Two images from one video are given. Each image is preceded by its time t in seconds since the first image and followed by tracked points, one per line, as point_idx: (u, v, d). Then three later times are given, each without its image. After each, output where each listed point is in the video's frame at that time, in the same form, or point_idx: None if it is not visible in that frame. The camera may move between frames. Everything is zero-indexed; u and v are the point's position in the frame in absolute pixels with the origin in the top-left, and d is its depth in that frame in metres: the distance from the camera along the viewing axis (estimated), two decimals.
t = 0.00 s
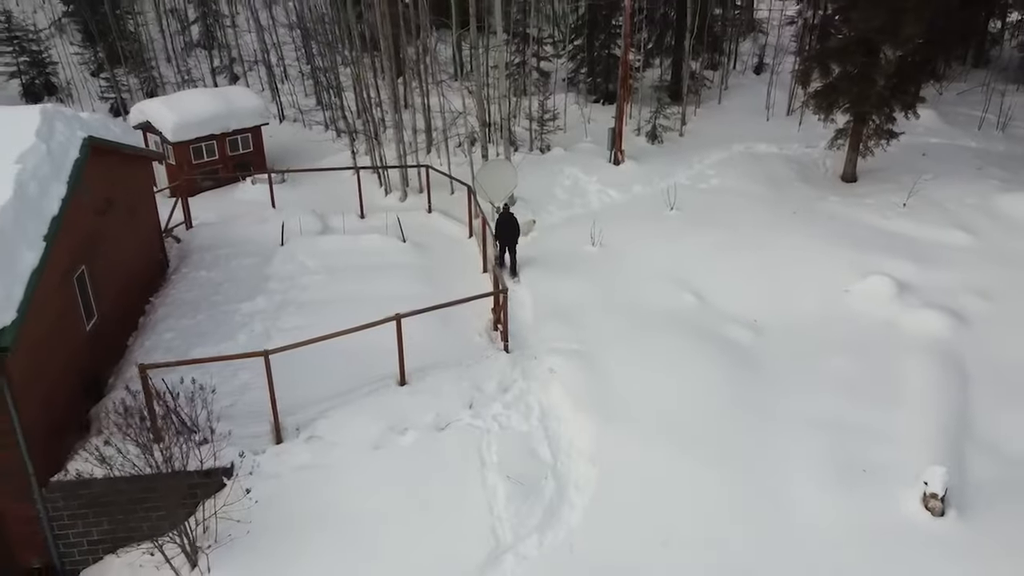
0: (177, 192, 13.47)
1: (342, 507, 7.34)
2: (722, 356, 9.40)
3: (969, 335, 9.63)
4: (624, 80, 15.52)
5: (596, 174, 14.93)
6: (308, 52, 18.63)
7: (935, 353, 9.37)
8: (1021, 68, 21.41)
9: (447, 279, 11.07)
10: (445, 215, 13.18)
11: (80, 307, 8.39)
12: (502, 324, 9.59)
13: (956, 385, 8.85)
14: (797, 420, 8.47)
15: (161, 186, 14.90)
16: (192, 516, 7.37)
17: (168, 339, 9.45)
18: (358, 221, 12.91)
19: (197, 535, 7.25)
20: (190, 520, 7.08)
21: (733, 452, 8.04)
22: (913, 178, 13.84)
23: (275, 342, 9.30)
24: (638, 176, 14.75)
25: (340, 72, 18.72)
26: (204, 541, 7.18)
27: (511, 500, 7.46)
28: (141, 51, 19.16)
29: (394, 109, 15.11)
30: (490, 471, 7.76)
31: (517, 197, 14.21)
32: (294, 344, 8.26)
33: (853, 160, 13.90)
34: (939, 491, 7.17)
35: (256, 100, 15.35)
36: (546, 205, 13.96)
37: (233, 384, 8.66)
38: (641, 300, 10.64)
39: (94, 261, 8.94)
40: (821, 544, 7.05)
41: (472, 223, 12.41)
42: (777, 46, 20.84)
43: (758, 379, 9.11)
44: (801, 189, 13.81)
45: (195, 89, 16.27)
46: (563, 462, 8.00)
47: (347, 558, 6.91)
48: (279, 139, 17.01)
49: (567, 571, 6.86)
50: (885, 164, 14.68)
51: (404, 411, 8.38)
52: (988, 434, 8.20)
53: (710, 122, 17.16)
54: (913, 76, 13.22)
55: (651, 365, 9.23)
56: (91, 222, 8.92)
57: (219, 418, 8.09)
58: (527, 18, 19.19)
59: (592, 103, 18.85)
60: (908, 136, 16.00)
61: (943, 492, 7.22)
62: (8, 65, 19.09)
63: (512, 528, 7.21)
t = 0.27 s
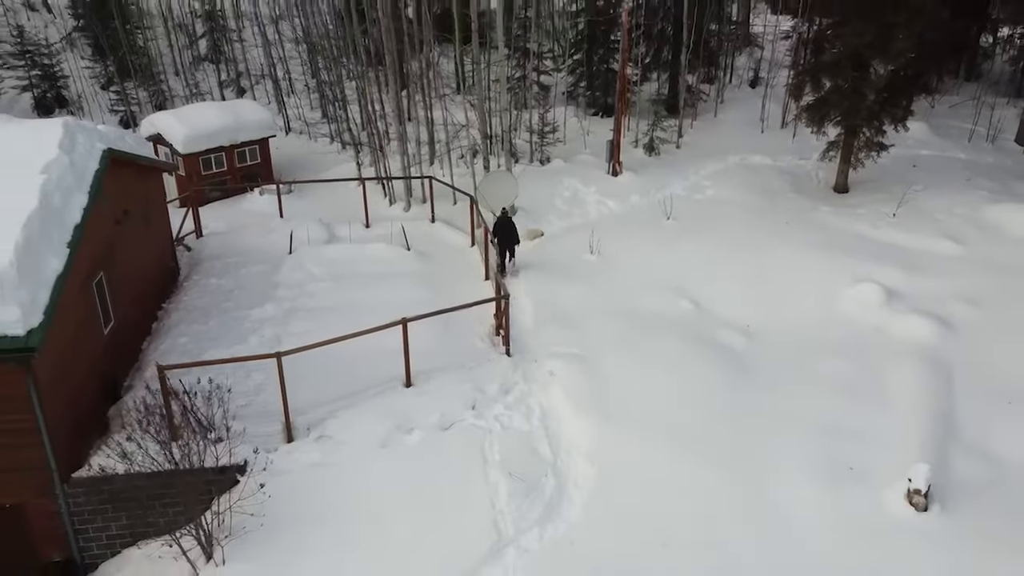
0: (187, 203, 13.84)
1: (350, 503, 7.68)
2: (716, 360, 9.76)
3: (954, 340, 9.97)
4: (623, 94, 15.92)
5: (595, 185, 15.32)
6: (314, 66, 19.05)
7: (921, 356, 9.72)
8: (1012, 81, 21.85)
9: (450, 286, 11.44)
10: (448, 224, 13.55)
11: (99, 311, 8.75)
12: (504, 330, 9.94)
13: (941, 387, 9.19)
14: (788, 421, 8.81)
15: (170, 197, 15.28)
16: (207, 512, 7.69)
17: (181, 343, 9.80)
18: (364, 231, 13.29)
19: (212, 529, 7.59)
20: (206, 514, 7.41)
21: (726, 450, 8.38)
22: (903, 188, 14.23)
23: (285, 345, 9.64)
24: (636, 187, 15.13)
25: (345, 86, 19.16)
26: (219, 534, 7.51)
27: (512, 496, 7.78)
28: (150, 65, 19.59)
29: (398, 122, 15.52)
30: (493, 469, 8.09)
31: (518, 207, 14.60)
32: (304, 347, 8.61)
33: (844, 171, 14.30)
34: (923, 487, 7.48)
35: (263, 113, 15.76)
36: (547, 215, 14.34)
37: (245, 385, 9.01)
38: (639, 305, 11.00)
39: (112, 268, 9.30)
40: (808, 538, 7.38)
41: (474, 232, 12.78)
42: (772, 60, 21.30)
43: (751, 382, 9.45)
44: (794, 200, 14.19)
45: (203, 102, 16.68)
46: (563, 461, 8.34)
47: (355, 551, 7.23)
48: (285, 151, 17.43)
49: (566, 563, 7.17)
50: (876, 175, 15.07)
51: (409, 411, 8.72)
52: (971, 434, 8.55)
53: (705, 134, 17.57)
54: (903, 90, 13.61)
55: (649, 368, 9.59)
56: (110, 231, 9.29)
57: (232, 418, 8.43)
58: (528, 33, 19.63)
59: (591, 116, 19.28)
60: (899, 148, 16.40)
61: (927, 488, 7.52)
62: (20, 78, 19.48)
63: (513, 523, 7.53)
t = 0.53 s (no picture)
0: (197, 212, 14.20)
1: (358, 498, 7.99)
2: (713, 362, 10.11)
3: (943, 344, 10.30)
4: (621, 105, 16.32)
5: (594, 194, 15.68)
6: (319, 78, 19.44)
7: (909, 359, 10.05)
8: (1003, 93, 22.28)
9: (453, 292, 11.78)
10: (451, 233, 13.91)
11: (116, 315, 9.08)
12: (506, 334, 10.29)
13: (929, 389, 9.52)
14: (781, 421, 9.13)
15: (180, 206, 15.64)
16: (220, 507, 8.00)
17: (194, 346, 10.14)
18: (369, 238, 13.64)
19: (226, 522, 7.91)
20: (221, 508, 7.73)
21: (721, 449, 8.71)
22: (895, 198, 14.59)
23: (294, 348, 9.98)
24: (634, 196, 15.49)
25: (350, 98, 19.57)
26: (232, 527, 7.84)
27: (514, 492, 8.10)
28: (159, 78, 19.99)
29: (402, 132, 15.91)
30: (496, 466, 8.41)
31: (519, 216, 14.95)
32: (314, 348, 8.95)
33: (837, 181, 14.66)
34: (909, 484, 7.83)
35: (270, 123, 16.16)
36: (547, 224, 14.69)
37: (256, 386, 9.34)
38: (638, 311, 11.35)
39: (128, 274, 9.65)
40: (799, 531, 7.69)
41: (476, 240, 13.15)
42: (768, 73, 21.74)
43: (745, 383, 9.80)
44: (788, 209, 14.55)
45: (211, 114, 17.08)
46: (564, 459, 8.66)
47: (363, 544, 7.54)
48: (291, 162, 17.81)
49: (567, 554, 7.47)
50: (868, 185, 15.43)
51: (415, 412, 9.05)
52: (956, 434, 8.88)
53: (702, 145, 17.97)
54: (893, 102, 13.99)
55: (648, 370, 9.92)
56: (126, 238, 9.64)
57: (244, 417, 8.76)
58: (529, 46, 20.08)
59: (590, 127, 19.67)
60: (891, 159, 16.79)
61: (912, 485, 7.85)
62: (31, 90, 19.86)
63: (515, 518, 7.85)
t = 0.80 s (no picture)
0: (207, 221, 14.58)
1: (366, 495, 8.32)
2: (709, 368, 10.44)
3: (931, 348, 10.63)
4: (619, 117, 16.73)
5: (593, 204, 16.07)
6: (324, 91, 19.86)
7: (898, 363, 10.39)
8: (996, 105, 22.70)
9: (457, 298, 12.14)
10: (455, 241, 14.28)
11: (133, 319, 9.44)
12: (509, 339, 10.64)
13: (918, 392, 9.85)
14: (774, 424, 9.45)
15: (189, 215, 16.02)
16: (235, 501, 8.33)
17: (206, 350, 10.49)
18: (375, 247, 14.02)
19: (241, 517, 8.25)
20: (235, 504, 8.07)
21: (716, 450, 9.02)
22: (887, 208, 14.96)
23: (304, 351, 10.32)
24: (633, 206, 15.88)
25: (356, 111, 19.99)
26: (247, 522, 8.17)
27: (516, 490, 8.43)
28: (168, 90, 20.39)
29: (406, 143, 16.31)
30: (499, 465, 8.75)
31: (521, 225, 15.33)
32: (324, 351, 9.31)
33: (831, 191, 15.02)
34: (896, 482, 8.14)
35: (278, 135, 16.57)
36: (548, 233, 15.05)
37: (267, 387, 9.69)
38: (636, 317, 11.70)
39: (144, 280, 10.01)
40: (790, 527, 8.00)
41: (479, 248, 13.52)
42: (764, 86, 22.18)
43: (740, 387, 10.13)
44: (783, 218, 14.93)
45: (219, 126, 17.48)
46: (565, 460, 8.98)
47: (372, 538, 7.87)
48: (297, 172, 18.22)
49: (567, 548, 7.79)
50: (861, 195, 15.80)
51: (420, 413, 9.38)
52: (943, 434, 9.20)
53: (699, 156, 18.38)
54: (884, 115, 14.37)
55: (646, 375, 10.25)
56: (142, 246, 10.01)
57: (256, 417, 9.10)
58: (531, 60, 20.52)
59: (590, 139, 20.10)
60: (883, 170, 17.19)
61: (898, 482, 8.16)
62: (42, 102, 20.27)
63: (518, 514, 8.17)
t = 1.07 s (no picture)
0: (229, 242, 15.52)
1: (384, 489, 9.17)
2: (699, 378, 11.30)
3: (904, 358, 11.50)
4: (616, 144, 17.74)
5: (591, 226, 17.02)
6: (336, 119, 20.91)
7: (872, 373, 11.27)
8: (977, 132, 23.74)
9: (464, 313, 13.05)
10: (462, 261, 15.22)
11: (170, 329, 10.35)
12: (513, 349, 11.54)
13: (889, 398, 10.72)
14: (757, 426, 10.32)
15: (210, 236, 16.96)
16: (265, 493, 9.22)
17: (234, 359, 11.38)
18: (387, 265, 14.97)
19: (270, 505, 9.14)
20: (266, 494, 8.95)
21: (703, 450, 9.85)
22: (867, 230, 15.92)
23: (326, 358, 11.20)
24: (629, 228, 16.84)
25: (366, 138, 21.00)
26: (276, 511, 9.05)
27: (521, 484, 9.29)
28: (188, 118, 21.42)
29: (414, 169, 17.31)
30: (505, 462, 9.61)
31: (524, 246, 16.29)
32: (346, 358, 10.22)
33: (814, 215, 15.99)
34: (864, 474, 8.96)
35: (295, 161, 17.56)
36: (548, 253, 15.99)
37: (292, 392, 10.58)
38: (630, 331, 12.60)
39: (179, 295, 10.94)
40: (770, 516, 8.80)
41: (485, 266, 14.47)
42: (754, 114, 23.25)
43: (728, 395, 10.98)
44: (770, 239, 15.87)
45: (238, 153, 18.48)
46: (564, 459, 9.82)
47: (390, 526, 8.71)
48: (311, 196, 19.22)
49: (567, 533, 8.63)
50: (843, 218, 16.76)
51: (433, 415, 10.26)
52: (910, 435, 10.04)
53: (692, 181, 19.38)
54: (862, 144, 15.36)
55: (640, 383, 11.11)
56: (178, 263, 10.96)
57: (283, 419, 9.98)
58: (533, 90, 21.57)
59: (588, 164, 21.10)
60: (865, 194, 18.16)
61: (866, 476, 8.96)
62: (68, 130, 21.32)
63: (522, 504, 9.02)
